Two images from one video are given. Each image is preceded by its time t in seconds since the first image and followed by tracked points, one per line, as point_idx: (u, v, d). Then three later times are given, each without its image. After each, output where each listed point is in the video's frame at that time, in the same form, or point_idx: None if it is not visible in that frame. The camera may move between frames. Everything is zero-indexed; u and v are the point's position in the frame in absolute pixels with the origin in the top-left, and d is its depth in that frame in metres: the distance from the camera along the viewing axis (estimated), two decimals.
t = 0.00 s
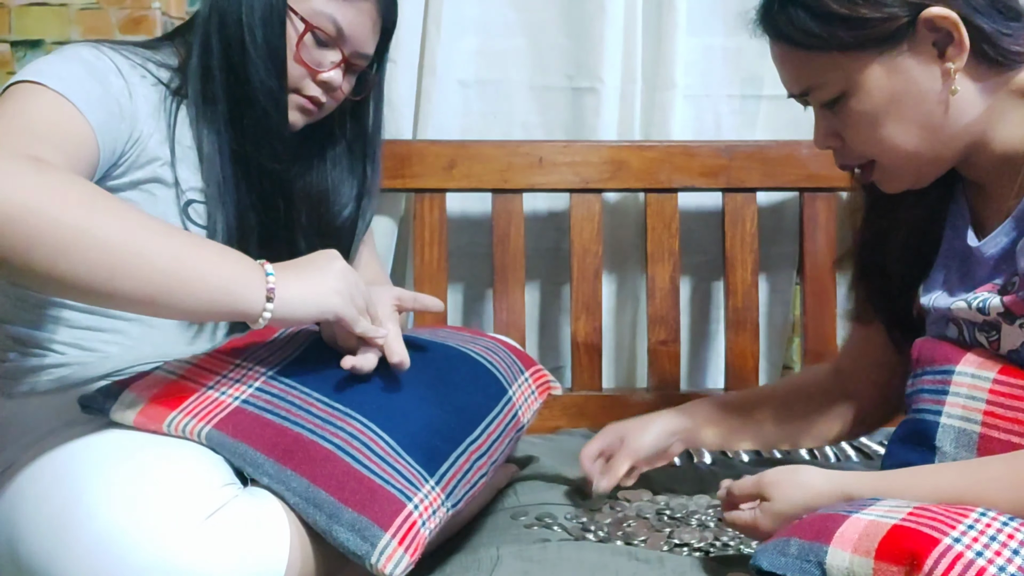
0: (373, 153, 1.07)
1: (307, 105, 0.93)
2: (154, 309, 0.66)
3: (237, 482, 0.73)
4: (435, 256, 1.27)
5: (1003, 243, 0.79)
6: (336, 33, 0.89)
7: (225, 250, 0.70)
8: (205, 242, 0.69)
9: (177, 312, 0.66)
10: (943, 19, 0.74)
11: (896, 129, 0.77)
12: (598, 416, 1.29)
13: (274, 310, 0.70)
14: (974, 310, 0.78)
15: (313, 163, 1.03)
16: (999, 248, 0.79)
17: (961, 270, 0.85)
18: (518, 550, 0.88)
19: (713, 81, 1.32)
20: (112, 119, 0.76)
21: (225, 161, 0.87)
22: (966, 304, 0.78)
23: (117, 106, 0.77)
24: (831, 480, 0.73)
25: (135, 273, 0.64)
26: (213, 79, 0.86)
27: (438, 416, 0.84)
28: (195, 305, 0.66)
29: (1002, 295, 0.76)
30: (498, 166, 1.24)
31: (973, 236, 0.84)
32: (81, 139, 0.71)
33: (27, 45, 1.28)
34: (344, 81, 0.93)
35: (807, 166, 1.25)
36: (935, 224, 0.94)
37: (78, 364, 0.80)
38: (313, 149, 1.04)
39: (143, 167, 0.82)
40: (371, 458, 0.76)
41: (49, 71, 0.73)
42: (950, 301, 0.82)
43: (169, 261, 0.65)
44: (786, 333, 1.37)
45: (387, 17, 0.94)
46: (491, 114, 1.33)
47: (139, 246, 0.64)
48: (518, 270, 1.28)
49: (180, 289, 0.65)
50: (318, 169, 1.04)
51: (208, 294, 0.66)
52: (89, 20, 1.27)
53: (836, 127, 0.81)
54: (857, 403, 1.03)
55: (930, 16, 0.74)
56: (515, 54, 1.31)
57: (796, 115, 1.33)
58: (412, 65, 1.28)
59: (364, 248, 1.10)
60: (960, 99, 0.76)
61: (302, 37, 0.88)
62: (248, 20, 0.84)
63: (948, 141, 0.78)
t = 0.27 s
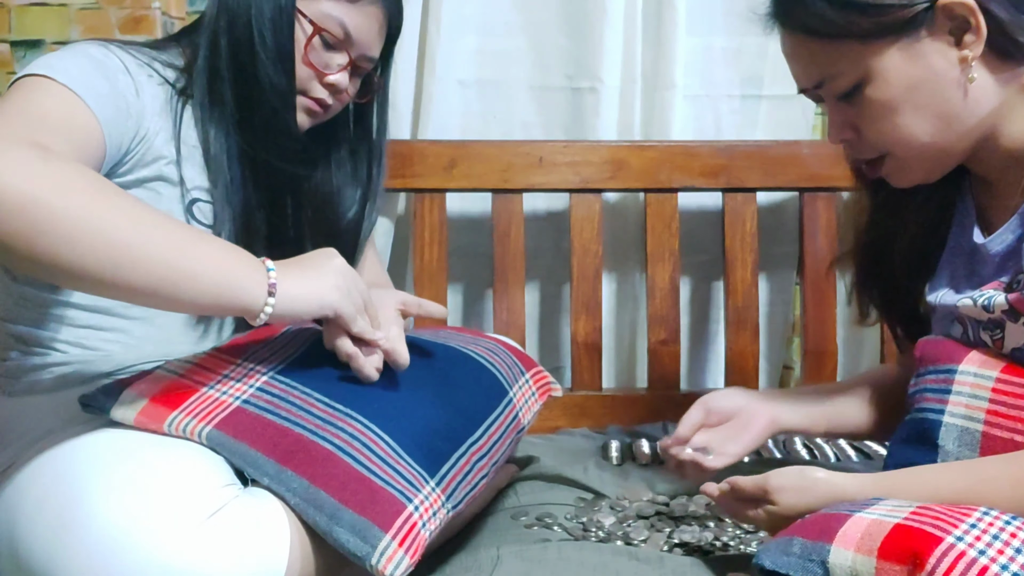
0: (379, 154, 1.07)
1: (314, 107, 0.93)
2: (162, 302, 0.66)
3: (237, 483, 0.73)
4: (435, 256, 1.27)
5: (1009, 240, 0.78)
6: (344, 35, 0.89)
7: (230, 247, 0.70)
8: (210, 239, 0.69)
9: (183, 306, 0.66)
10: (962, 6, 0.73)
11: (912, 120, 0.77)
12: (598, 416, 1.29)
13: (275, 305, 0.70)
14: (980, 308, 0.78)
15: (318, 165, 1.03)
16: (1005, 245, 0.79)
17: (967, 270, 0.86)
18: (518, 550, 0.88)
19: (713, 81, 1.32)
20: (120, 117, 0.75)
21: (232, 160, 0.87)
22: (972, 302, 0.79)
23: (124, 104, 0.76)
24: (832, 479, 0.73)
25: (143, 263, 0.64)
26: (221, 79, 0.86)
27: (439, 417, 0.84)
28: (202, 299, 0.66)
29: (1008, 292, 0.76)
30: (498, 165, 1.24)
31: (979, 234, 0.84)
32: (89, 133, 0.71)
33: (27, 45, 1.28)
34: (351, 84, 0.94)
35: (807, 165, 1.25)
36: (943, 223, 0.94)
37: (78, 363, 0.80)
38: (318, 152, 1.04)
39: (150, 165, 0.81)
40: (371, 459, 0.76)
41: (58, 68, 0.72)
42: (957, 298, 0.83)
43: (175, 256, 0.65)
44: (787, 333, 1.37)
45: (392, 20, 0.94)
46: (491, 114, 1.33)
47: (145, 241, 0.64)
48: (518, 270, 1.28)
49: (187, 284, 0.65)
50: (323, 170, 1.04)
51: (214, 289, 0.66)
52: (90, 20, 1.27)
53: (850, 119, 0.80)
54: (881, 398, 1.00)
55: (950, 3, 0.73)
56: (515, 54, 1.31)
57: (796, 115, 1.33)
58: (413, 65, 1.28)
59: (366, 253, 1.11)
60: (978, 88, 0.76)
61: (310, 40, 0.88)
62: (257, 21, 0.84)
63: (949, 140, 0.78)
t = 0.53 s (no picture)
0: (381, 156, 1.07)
1: (318, 107, 0.93)
2: (169, 302, 0.66)
3: (237, 482, 0.73)
4: (435, 257, 1.27)
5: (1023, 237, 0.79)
6: (348, 35, 0.89)
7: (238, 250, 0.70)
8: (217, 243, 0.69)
9: (190, 307, 0.66)
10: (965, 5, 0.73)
11: (918, 115, 0.77)
12: (598, 415, 1.29)
13: (280, 309, 0.70)
14: (994, 305, 0.79)
15: (322, 167, 1.03)
16: (1019, 242, 0.80)
17: (977, 267, 0.86)
18: (518, 550, 0.88)
19: (713, 81, 1.32)
20: (124, 117, 0.75)
21: (235, 160, 0.87)
22: (986, 298, 0.80)
23: (128, 104, 0.76)
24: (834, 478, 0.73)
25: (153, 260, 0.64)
26: (225, 80, 0.86)
27: (439, 416, 0.84)
28: (210, 300, 0.66)
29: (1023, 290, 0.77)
30: (498, 165, 1.24)
31: (992, 228, 0.85)
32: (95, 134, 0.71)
33: (26, 45, 1.27)
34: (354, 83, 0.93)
35: (807, 165, 1.25)
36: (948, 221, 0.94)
37: (78, 361, 0.80)
38: (322, 154, 1.04)
39: (153, 165, 0.81)
40: (372, 458, 0.75)
41: (62, 68, 0.72)
42: (970, 294, 0.83)
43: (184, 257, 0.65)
44: (786, 333, 1.37)
45: (395, 20, 0.94)
46: (491, 114, 1.33)
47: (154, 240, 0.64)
48: (518, 270, 1.28)
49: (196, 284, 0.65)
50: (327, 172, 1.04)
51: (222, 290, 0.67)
52: (89, 20, 1.27)
53: (859, 113, 0.81)
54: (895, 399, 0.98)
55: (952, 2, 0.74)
56: (515, 54, 1.31)
57: (796, 115, 1.33)
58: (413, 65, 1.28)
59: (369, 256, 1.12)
60: (985, 84, 0.76)
61: (315, 39, 0.88)
62: (262, 22, 0.84)
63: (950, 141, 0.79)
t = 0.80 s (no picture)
0: (381, 157, 1.07)
1: (320, 108, 0.93)
2: (168, 321, 0.66)
3: (237, 482, 0.73)
4: (435, 257, 1.27)
5: None
6: (350, 37, 0.89)
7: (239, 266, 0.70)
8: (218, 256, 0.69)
9: (189, 325, 0.67)
10: (937, 27, 0.73)
11: (905, 131, 0.79)
12: (598, 415, 1.29)
13: (280, 327, 0.71)
14: (999, 308, 0.78)
15: (324, 168, 1.03)
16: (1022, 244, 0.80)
17: (983, 267, 0.86)
18: (518, 550, 0.88)
19: (713, 81, 1.32)
20: (125, 121, 0.75)
21: (237, 163, 0.86)
22: (991, 302, 0.79)
23: (129, 107, 0.76)
24: (834, 479, 0.74)
25: (149, 278, 0.64)
26: (228, 82, 0.86)
27: (439, 416, 0.84)
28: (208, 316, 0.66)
29: None
30: (498, 166, 1.24)
31: (997, 231, 0.85)
32: (97, 143, 0.71)
33: (26, 45, 1.27)
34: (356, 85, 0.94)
35: (807, 165, 1.25)
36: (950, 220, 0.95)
37: (80, 363, 0.79)
38: (324, 156, 1.04)
39: (153, 167, 0.81)
40: (372, 458, 0.75)
41: (63, 72, 0.72)
42: (973, 296, 0.83)
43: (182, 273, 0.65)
44: (786, 333, 1.38)
45: (396, 21, 0.94)
46: (491, 114, 1.33)
47: (151, 255, 0.64)
48: (518, 270, 1.28)
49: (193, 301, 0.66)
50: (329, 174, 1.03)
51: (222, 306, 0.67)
52: (89, 20, 1.27)
53: (851, 127, 0.83)
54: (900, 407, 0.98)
55: (923, 24, 0.73)
56: (515, 54, 1.31)
57: (796, 115, 1.33)
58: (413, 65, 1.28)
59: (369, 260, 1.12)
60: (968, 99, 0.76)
61: (318, 42, 0.88)
62: (264, 24, 0.84)
63: (950, 144, 0.79)
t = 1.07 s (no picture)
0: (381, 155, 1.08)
1: (320, 105, 0.93)
2: (163, 328, 0.67)
3: (238, 482, 0.73)
4: (435, 257, 1.27)
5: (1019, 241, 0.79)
6: (348, 33, 0.89)
7: (235, 270, 0.70)
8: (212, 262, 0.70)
9: (185, 331, 0.68)
10: (925, 33, 0.73)
11: (898, 135, 0.79)
12: (598, 415, 1.29)
13: (281, 332, 0.71)
14: (993, 308, 0.78)
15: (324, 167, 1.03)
16: (1016, 244, 0.79)
17: (980, 265, 0.86)
18: (518, 550, 0.88)
19: (712, 81, 1.32)
20: (124, 124, 0.75)
21: (239, 164, 0.87)
22: (985, 301, 0.79)
23: (128, 111, 0.76)
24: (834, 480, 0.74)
25: (143, 288, 0.65)
26: (228, 82, 0.86)
27: (440, 416, 0.84)
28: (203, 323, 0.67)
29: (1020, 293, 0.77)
30: (498, 166, 1.24)
31: (991, 231, 0.85)
32: (94, 149, 0.71)
33: (27, 45, 1.27)
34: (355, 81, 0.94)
35: (807, 165, 1.25)
36: (951, 218, 0.94)
37: (81, 363, 0.79)
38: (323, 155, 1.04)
39: (153, 169, 0.81)
40: (373, 458, 0.76)
41: (61, 77, 0.72)
42: (975, 294, 0.83)
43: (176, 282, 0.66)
44: (786, 333, 1.38)
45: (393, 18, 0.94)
46: (491, 114, 1.33)
47: (145, 264, 0.65)
48: (518, 270, 1.28)
49: (187, 310, 0.67)
50: (328, 174, 1.04)
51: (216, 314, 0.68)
52: (89, 21, 1.27)
53: (845, 131, 0.84)
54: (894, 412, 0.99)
55: (911, 30, 0.74)
56: (515, 54, 1.31)
57: (795, 114, 1.33)
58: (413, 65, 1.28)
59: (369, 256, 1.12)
60: (964, 102, 0.76)
61: (316, 38, 0.88)
62: (264, 24, 0.84)
63: (949, 144, 0.79)
